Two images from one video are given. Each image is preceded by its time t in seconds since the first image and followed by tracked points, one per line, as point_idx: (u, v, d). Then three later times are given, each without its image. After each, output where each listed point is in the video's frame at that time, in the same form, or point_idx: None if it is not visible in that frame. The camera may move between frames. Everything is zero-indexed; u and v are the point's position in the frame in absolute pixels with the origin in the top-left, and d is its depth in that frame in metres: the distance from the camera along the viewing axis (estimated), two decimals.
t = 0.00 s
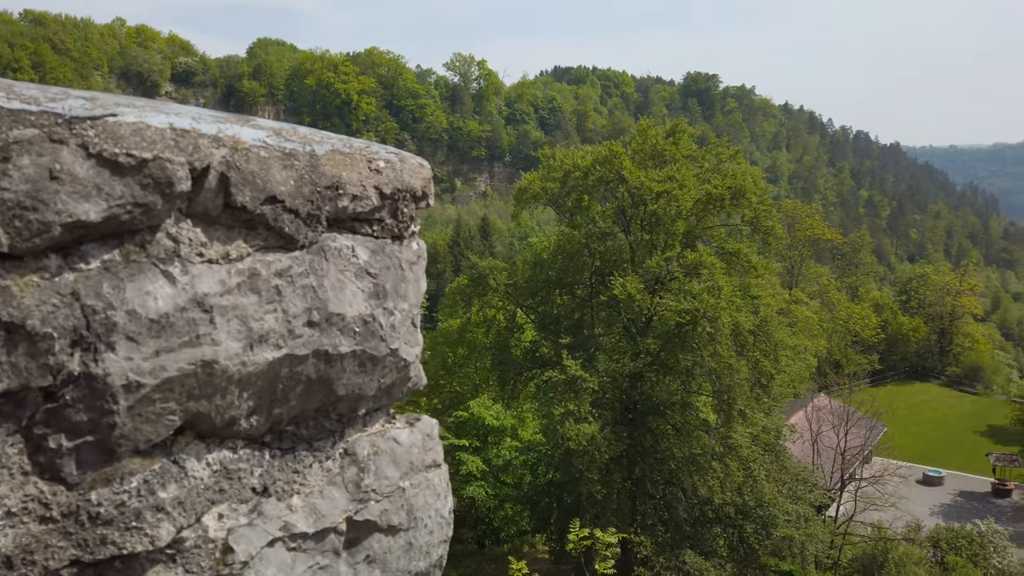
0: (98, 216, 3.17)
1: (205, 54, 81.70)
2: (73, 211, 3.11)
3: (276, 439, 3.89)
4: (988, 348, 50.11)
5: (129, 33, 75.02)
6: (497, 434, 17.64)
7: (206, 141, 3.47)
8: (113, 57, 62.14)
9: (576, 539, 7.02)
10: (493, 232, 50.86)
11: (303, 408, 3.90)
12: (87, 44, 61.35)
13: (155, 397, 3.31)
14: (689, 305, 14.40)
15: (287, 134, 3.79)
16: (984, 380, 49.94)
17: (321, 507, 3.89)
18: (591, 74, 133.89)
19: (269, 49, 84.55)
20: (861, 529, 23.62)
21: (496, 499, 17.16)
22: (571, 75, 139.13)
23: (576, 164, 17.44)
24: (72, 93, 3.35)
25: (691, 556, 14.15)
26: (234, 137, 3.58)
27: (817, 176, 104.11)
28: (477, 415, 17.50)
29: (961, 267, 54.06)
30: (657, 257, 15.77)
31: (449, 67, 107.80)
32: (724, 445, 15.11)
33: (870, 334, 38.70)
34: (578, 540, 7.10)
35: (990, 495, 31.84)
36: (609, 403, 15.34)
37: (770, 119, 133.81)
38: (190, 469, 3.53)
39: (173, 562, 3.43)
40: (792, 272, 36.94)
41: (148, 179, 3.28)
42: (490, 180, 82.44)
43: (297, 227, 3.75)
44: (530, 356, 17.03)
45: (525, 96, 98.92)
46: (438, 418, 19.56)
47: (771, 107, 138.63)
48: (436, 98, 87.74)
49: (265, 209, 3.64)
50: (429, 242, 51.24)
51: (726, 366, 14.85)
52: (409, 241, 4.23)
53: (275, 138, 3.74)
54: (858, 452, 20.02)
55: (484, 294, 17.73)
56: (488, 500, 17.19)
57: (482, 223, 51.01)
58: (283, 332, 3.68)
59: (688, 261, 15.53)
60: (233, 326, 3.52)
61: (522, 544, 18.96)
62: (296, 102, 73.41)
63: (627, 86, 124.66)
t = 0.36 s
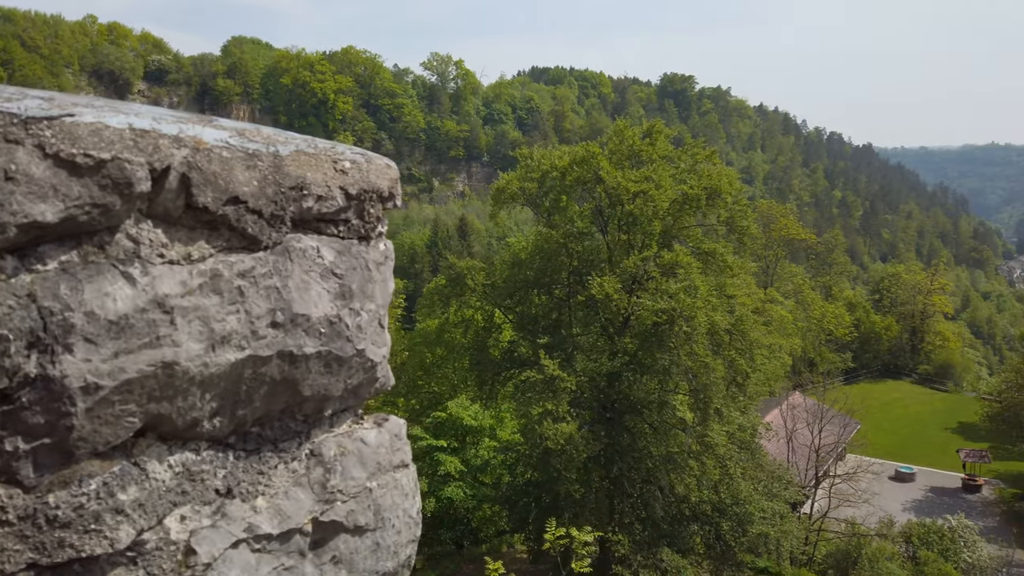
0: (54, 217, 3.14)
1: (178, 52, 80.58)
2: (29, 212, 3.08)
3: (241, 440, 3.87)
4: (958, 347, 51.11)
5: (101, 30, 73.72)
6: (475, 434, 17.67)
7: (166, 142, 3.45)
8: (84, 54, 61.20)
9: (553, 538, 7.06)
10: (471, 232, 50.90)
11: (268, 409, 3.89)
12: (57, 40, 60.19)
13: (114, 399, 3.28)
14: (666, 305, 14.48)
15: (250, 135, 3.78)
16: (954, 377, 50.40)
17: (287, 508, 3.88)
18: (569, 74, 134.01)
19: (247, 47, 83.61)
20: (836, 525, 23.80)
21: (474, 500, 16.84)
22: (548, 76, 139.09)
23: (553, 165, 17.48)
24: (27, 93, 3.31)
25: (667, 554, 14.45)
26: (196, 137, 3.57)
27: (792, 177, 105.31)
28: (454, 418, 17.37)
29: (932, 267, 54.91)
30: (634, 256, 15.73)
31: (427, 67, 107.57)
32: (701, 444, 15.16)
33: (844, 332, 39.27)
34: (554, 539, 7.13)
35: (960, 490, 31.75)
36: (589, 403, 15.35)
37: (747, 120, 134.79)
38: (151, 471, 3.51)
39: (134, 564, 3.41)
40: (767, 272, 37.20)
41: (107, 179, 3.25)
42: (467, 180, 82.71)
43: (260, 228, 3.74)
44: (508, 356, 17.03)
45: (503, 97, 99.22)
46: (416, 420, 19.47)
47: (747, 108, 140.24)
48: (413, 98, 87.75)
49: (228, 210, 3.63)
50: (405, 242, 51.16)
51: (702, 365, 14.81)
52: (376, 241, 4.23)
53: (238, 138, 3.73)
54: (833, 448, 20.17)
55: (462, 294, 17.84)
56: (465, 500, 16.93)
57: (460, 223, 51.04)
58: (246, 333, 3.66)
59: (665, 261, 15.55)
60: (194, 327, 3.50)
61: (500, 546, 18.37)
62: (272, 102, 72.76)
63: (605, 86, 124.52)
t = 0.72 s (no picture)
0: (7, 217, 3.09)
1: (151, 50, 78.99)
2: None
3: (203, 441, 3.85)
4: (929, 346, 51.53)
5: (71, 27, 72.04)
6: (452, 434, 17.14)
7: (125, 141, 3.43)
8: (53, 51, 59.81)
9: (530, 537, 7.05)
10: (449, 232, 50.67)
11: (230, 410, 3.86)
12: (25, 36, 58.64)
13: (71, 401, 3.24)
14: (642, 305, 14.42)
15: (212, 134, 3.76)
16: (926, 375, 50.68)
17: (250, 509, 3.85)
18: (547, 75, 133.62)
19: (221, 46, 82.31)
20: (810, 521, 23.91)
21: (453, 501, 16.12)
22: (525, 76, 138.56)
23: (531, 165, 17.47)
24: None
25: (645, 552, 14.29)
26: (155, 137, 3.55)
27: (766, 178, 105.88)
28: (432, 417, 16.83)
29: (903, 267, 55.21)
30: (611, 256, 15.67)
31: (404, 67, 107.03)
32: (678, 442, 15.12)
33: (819, 332, 40.16)
34: (531, 539, 7.10)
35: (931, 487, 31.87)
36: (567, 402, 15.27)
37: (723, 121, 135.48)
38: (109, 473, 3.46)
39: (91, 567, 3.36)
40: (743, 272, 37.27)
41: (62, 178, 3.21)
42: (445, 180, 82.69)
43: (221, 228, 3.71)
44: (486, 357, 16.90)
45: (480, 98, 99.15)
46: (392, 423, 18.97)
47: (723, 110, 141.37)
48: (391, 98, 87.36)
49: (188, 210, 3.61)
50: (381, 242, 50.74)
51: (678, 364, 14.87)
52: (341, 241, 4.22)
53: (199, 138, 3.71)
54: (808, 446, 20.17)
55: (440, 294, 17.72)
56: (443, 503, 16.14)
57: (439, 223, 50.84)
58: (207, 334, 3.63)
59: (642, 260, 15.52)
60: (153, 327, 3.46)
61: (477, 546, 18.37)
62: (247, 100, 72.01)
63: (583, 87, 124.21)
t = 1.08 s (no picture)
0: None
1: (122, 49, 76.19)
2: None
3: (161, 443, 3.80)
4: (899, 344, 51.74)
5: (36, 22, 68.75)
6: (429, 435, 16.58)
7: (77, 140, 3.38)
8: (20, 48, 57.22)
9: (505, 537, 7.05)
10: (426, 233, 50.08)
11: (188, 411, 3.82)
12: None
13: (22, 403, 3.16)
14: (617, 305, 14.42)
15: (169, 134, 3.72)
16: (897, 373, 51.05)
17: (209, 511, 3.81)
18: (523, 74, 132.53)
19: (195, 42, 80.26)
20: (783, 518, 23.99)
21: (429, 501, 15.64)
22: (501, 76, 137.33)
23: (507, 165, 17.37)
24: None
25: (622, 551, 14.13)
26: (109, 136, 3.50)
27: (741, 178, 104.86)
28: (408, 417, 16.26)
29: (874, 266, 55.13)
30: (587, 256, 15.67)
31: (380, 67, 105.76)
32: (653, 441, 15.19)
33: (792, 331, 40.16)
34: (506, 539, 7.12)
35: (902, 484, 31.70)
36: (545, 402, 15.24)
37: (700, 121, 135.57)
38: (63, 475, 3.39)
39: (44, 570, 3.30)
40: (717, 272, 37.31)
41: (13, 178, 3.13)
42: (421, 180, 82.67)
43: (179, 228, 3.68)
44: (463, 357, 16.79)
45: (456, 97, 98.53)
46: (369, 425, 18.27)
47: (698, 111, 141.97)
48: (367, 97, 86.48)
49: (144, 210, 3.57)
50: (357, 243, 49.76)
51: (654, 363, 14.89)
52: (304, 242, 4.21)
53: (156, 137, 3.67)
54: (782, 444, 20.08)
55: (416, 295, 17.54)
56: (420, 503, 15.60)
57: (415, 223, 50.34)
58: (164, 334, 3.59)
59: (617, 261, 15.52)
60: (107, 328, 3.41)
61: (453, 544, 17.92)
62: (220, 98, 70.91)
63: (560, 87, 123.43)
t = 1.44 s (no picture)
0: None
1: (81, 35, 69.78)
2: None
3: (123, 444, 3.75)
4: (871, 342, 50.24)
5: None
6: (407, 434, 13.89)
7: (35, 138, 3.31)
8: None
9: (481, 537, 7.03)
10: (403, 233, 47.04)
11: (152, 411, 3.79)
12: None
13: None
14: (594, 304, 12.31)
15: (129, 132, 3.67)
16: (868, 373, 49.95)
17: (172, 512, 3.76)
18: (500, 74, 128.41)
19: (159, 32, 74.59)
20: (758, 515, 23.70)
21: (405, 503, 13.34)
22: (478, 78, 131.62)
23: (483, 165, 15.27)
24: None
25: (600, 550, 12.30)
26: (68, 134, 3.44)
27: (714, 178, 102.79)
28: (384, 419, 13.76)
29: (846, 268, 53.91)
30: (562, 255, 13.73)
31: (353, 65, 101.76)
32: (629, 441, 13.17)
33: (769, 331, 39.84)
34: (483, 539, 7.11)
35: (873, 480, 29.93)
36: (522, 403, 13.16)
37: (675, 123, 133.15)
38: (21, 477, 3.32)
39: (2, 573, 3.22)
40: (692, 272, 36.22)
41: None
42: (397, 180, 79.62)
43: (140, 228, 3.64)
44: (439, 356, 14.69)
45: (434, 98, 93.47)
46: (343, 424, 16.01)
47: (672, 113, 141.05)
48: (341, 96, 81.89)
49: (105, 209, 3.53)
50: (332, 245, 46.68)
51: (632, 363, 12.62)
52: (269, 241, 4.19)
53: (116, 136, 3.61)
54: (756, 444, 19.83)
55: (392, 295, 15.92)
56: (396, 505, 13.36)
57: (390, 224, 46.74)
58: (124, 334, 3.54)
59: (593, 261, 13.48)
60: (66, 328, 3.35)
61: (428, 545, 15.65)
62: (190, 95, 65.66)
63: (538, 89, 120.32)
